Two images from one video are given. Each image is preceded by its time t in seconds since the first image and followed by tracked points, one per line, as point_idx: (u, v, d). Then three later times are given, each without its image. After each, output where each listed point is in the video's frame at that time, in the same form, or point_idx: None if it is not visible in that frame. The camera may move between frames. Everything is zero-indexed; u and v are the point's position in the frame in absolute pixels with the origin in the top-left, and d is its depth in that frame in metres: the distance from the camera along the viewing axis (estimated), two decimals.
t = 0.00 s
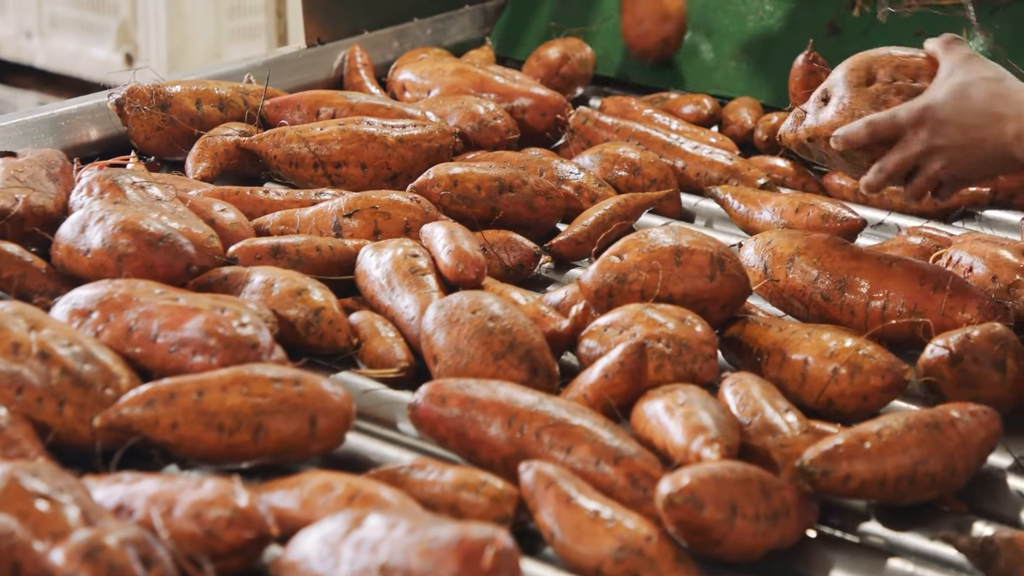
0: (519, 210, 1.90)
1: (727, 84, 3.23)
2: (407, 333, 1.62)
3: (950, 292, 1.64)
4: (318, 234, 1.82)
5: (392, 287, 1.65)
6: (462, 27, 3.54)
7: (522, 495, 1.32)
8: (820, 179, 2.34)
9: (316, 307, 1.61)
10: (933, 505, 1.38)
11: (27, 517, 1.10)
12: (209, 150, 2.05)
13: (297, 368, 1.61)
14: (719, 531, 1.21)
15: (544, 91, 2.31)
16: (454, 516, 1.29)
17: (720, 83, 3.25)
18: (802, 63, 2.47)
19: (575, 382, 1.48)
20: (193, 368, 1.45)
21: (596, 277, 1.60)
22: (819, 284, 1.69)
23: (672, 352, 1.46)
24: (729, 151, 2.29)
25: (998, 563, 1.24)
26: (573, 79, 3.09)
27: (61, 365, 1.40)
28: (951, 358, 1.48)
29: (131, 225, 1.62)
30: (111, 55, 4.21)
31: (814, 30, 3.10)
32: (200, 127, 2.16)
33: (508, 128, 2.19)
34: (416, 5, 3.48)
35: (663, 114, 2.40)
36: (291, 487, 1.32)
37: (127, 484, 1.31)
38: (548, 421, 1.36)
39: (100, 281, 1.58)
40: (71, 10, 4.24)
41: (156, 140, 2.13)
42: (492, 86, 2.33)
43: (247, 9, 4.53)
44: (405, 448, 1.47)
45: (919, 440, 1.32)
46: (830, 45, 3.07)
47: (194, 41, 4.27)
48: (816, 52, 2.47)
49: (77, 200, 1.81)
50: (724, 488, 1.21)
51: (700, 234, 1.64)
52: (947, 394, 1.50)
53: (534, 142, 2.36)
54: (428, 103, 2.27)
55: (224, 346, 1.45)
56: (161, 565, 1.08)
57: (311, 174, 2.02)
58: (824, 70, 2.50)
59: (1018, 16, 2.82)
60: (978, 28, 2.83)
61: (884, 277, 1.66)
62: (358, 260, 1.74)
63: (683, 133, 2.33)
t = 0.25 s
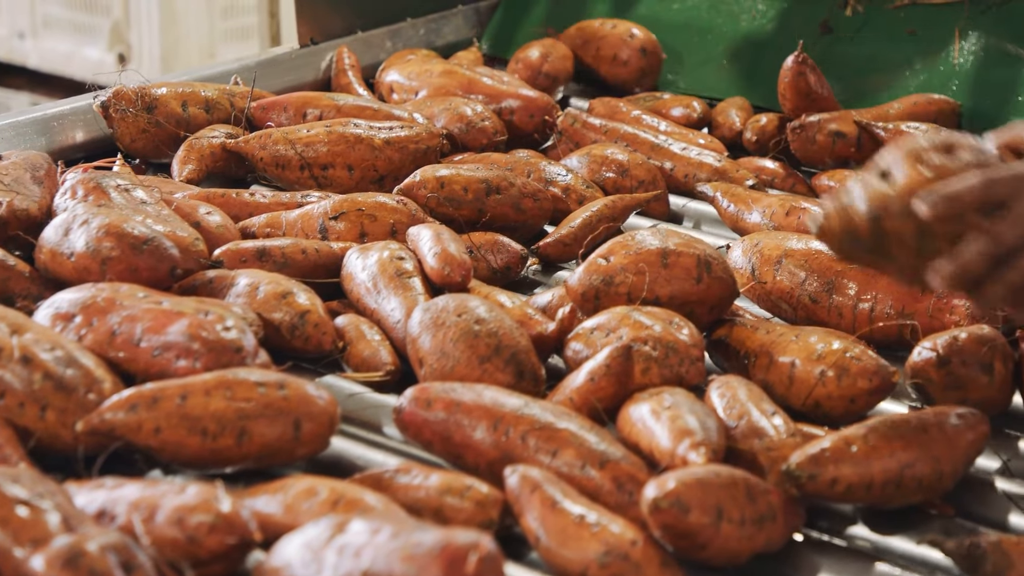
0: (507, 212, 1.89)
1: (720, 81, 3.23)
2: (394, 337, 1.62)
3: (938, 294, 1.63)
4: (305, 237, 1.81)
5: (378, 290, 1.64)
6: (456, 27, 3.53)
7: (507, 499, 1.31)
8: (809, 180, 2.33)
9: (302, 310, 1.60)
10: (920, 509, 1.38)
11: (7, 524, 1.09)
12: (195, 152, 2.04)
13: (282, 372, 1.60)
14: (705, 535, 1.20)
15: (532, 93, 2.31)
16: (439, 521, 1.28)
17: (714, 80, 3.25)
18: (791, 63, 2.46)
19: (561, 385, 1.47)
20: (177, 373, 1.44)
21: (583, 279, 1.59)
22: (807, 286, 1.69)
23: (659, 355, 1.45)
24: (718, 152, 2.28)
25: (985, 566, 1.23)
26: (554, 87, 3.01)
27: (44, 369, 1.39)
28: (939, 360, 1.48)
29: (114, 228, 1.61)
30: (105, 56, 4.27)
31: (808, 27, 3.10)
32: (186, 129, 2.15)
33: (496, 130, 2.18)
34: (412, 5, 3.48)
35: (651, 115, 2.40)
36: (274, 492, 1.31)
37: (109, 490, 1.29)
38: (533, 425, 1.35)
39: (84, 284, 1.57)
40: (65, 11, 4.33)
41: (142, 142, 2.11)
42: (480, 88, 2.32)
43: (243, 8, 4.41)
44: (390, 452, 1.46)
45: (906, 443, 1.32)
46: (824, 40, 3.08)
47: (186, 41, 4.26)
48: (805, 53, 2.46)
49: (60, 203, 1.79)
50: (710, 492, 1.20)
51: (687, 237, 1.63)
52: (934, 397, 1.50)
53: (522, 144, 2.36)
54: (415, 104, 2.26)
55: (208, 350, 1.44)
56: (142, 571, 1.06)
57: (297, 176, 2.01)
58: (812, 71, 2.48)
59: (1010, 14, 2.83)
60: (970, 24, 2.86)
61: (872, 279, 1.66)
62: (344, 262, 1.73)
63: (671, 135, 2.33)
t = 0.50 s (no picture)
0: (491, 214, 1.88)
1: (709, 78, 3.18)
2: (376, 340, 1.60)
3: (923, 297, 1.63)
4: (287, 239, 1.79)
5: (361, 293, 1.63)
6: (447, 26, 3.53)
7: (488, 504, 1.31)
8: (795, 183, 2.33)
9: (283, 314, 1.58)
10: (904, 513, 1.37)
11: None
12: (178, 153, 2.03)
13: (264, 376, 1.59)
14: (687, 541, 1.19)
15: (517, 94, 2.30)
16: (420, 526, 1.27)
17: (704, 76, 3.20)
18: (777, 65, 2.46)
19: (544, 389, 1.46)
20: (156, 376, 1.42)
21: (567, 282, 1.58)
22: (791, 289, 1.68)
23: (643, 358, 1.44)
24: (704, 154, 2.27)
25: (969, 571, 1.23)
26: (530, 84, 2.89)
27: (21, 373, 1.37)
28: (923, 364, 1.47)
29: (94, 231, 1.59)
30: (96, 55, 4.27)
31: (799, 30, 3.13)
32: (169, 131, 2.13)
33: (481, 131, 2.17)
34: (404, 4, 3.48)
35: (637, 117, 2.39)
36: (254, 497, 1.29)
37: (87, 495, 1.28)
38: (515, 429, 1.35)
39: (63, 287, 1.55)
40: (57, 11, 4.39)
41: (125, 144, 2.10)
42: (465, 89, 2.31)
43: (234, 8, 4.40)
44: (372, 456, 1.45)
45: (890, 447, 1.31)
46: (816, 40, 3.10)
47: (177, 40, 4.21)
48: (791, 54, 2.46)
49: (41, 205, 1.77)
50: (692, 497, 1.20)
51: (671, 239, 1.63)
52: (919, 401, 1.49)
53: (507, 145, 2.35)
54: (400, 106, 2.24)
55: (188, 354, 1.42)
56: None
57: (281, 178, 2.01)
58: (798, 73, 2.48)
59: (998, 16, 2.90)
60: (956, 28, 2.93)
61: (857, 282, 1.65)
62: (327, 265, 1.72)
63: (657, 136, 2.32)
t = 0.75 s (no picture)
0: (480, 217, 1.88)
1: (706, 78, 3.19)
2: (363, 343, 1.60)
3: (913, 301, 1.62)
4: (275, 242, 1.79)
5: (349, 297, 1.62)
6: (443, 26, 3.54)
7: (475, 510, 1.30)
8: (786, 186, 2.33)
9: (270, 317, 1.58)
10: (894, 519, 1.36)
11: None
12: (166, 155, 2.02)
13: (250, 380, 1.58)
14: (675, 547, 1.19)
15: (508, 96, 2.29)
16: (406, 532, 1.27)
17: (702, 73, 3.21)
18: (768, 68, 2.46)
19: (532, 393, 1.46)
20: (142, 381, 1.41)
21: (555, 286, 1.57)
22: (781, 292, 1.68)
23: (631, 363, 1.43)
24: (695, 157, 2.27)
25: None
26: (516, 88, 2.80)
27: (5, 378, 1.35)
28: (913, 369, 1.46)
29: (81, 234, 1.58)
30: (91, 54, 4.27)
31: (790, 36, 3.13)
32: (158, 133, 2.12)
33: (471, 133, 2.17)
34: (399, 6, 3.48)
35: (628, 119, 2.38)
36: (239, 503, 1.28)
37: (71, 500, 1.27)
38: (502, 434, 1.34)
39: (49, 291, 1.54)
40: (52, 10, 4.39)
41: (113, 146, 2.09)
42: (456, 91, 2.30)
43: (228, 8, 4.33)
44: (359, 461, 1.44)
45: (878, 453, 1.31)
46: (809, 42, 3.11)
47: (172, 40, 4.21)
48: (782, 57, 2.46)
49: (27, 208, 1.76)
50: (679, 504, 1.19)
51: (660, 243, 1.62)
52: (909, 405, 1.49)
53: (498, 147, 2.34)
54: (390, 108, 2.24)
55: (174, 358, 1.41)
56: None
57: (270, 180, 2.00)
58: (789, 76, 2.48)
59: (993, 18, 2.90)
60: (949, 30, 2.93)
61: (847, 286, 1.65)
62: (315, 268, 1.71)
63: (647, 139, 2.31)
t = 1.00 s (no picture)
0: (471, 221, 1.87)
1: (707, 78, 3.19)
2: (353, 348, 1.59)
3: (905, 306, 1.62)
4: (265, 246, 1.78)
5: (338, 300, 1.61)
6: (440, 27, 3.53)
7: (464, 516, 1.29)
8: (778, 190, 2.32)
9: (259, 321, 1.57)
10: (884, 526, 1.36)
11: None
12: (157, 158, 2.01)
13: (239, 384, 1.57)
14: (664, 554, 1.18)
15: (500, 98, 2.28)
16: (394, 539, 1.26)
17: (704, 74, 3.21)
18: (761, 71, 2.45)
19: (521, 398, 1.45)
20: (129, 385, 1.39)
21: (545, 290, 1.57)
22: (772, 297, 1.67)
23: (621, 368, 1.42)
24: (687, 160, 2.26)
25: None
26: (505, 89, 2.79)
27: None
28: (904, 374, 1.46)
29: (69, 237, 1.57)
30: (88, 54, 4.26)
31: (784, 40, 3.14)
32: (148, 135, 2.11)
33: (463, 136, 2.16)
34: (397, 6, 3.47)
35: (620, 122, 2.37)
36: (225, 508, 1.27)
37: (55, 506, 1.25)
38: (491, 440, 1.33)
39: (36, 294, 1.53)
40: (49, 10, 4.37)
41: (103, 148, 2.08)
42: (447, 93, 2.29)
43: (225, 7, 4.38)
44: (347, 467, 1.43)
45: (869, 459, 1.30)
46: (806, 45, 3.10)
47: (170, 40, 4.18)
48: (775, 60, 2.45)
49: (15, 211, 1.74)
50: (669, 511, 1.19)
51: (651, 247, 1.61)
52: (900, 411, 1.48)
53: (490, 150, 2.34)
54: (381, 110, 2.23)
55: (161, 363, 1.39)
56: None
57: (260, 183, 1.99)
58: (782, 79, 2.47)
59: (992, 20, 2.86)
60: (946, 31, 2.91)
61: (839, 291, 1.64)
62: (304, 272, 1.70)
63: (639, 142, 2.31)
